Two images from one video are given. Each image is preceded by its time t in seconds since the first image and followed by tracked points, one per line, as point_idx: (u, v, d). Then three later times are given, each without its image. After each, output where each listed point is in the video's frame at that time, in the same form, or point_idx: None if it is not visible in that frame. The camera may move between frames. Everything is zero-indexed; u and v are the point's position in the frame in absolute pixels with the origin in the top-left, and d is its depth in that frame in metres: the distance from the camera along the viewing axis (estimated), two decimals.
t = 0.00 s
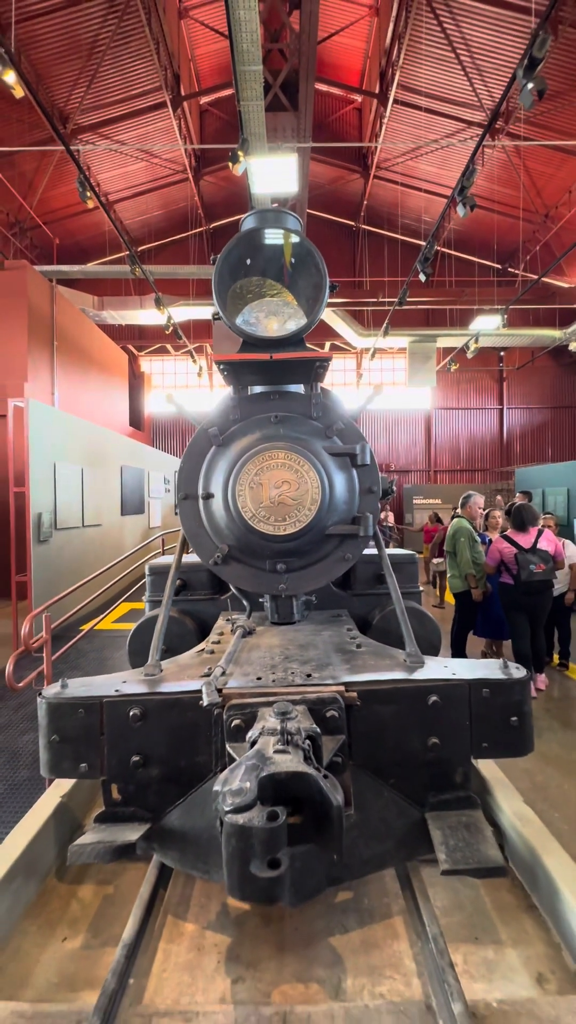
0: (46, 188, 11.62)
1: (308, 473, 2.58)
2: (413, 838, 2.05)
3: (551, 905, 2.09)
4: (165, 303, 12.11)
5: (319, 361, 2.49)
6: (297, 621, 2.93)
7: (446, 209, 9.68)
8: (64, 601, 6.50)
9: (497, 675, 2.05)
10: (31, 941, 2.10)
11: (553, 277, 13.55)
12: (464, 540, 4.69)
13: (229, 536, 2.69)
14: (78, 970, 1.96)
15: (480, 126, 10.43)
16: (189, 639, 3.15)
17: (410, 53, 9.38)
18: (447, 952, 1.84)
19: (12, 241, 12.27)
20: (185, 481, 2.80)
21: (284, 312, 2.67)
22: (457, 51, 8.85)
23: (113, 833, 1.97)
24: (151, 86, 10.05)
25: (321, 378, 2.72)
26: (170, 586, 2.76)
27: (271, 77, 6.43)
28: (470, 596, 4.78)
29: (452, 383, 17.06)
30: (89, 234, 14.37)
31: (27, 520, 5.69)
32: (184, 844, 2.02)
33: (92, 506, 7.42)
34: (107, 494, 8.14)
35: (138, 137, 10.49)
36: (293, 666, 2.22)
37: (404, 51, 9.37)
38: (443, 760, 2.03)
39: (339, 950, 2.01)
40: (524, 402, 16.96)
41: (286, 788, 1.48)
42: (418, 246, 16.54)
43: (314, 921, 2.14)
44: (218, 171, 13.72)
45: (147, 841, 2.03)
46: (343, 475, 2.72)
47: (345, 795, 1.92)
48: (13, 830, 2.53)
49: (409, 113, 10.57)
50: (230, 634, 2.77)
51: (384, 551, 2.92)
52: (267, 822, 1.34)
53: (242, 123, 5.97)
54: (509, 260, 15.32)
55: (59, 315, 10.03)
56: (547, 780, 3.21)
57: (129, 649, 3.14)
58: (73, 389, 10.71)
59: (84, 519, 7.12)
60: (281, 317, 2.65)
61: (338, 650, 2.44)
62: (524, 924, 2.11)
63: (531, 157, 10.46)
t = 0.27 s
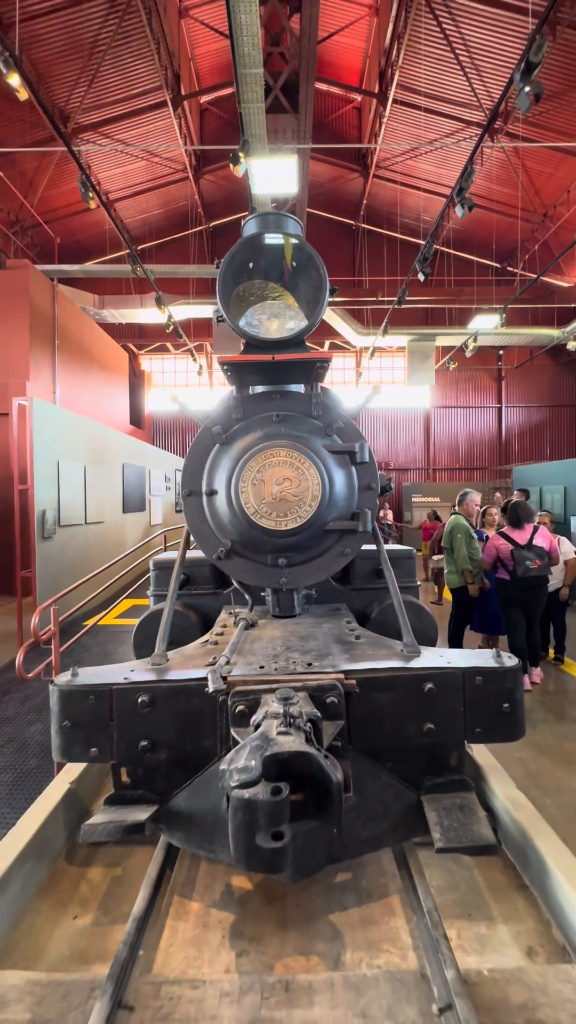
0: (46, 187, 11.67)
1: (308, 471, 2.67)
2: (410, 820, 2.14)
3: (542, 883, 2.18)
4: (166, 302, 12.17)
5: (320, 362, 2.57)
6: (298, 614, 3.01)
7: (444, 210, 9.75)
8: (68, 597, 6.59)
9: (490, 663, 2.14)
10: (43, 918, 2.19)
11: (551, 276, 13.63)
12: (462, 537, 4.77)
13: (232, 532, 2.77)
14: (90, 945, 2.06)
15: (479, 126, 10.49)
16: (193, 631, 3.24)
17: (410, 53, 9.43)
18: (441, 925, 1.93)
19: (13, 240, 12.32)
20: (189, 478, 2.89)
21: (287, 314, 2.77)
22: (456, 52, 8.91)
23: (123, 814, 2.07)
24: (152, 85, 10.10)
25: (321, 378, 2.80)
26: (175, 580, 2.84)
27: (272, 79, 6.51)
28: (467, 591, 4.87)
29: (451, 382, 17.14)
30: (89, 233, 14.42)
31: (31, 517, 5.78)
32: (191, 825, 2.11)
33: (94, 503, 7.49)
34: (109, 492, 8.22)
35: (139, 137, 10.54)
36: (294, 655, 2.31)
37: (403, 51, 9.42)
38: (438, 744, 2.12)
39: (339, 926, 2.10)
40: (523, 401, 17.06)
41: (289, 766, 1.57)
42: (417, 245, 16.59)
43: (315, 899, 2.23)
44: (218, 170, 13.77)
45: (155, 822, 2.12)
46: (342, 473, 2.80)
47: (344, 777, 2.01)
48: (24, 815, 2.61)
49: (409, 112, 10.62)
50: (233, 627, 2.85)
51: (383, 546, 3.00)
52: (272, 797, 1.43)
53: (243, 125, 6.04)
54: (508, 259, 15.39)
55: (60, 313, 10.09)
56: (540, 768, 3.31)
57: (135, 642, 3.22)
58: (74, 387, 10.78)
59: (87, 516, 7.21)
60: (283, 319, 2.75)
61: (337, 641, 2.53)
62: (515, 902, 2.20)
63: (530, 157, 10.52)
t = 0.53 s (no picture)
0: (50, 188, 11.75)
1: (310, 470, 2.76)
2: (408, 806, 2.22)
3: (535, 866, 2.27)
4: (168, 302, 12.26)
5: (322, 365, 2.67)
6: (300, 609, 3.10)
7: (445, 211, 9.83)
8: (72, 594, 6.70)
9: (485, 654, 2.23)
10: (56, 899, 2.29)
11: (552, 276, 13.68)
12: (460, 535, 4.85)
13: (236, 529, 2.86)
14: (101, 924, 2.15)
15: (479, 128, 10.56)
16: (198, 626, 3.33)
17: (411, 56, 9.52)
18: (436, 902, 2.01)
19: (16, 241, 12.43)
20: (195, 477, 2.98)
21: (289, 318, 2.90)
22: (457, 54, 8.98)
23: (133, 799, 2.16)
24: (154, 86, 10.17)
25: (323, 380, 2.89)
26: (181, 576, 2.93)
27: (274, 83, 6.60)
28: (465, 589, 4.96)
29: (452, 381, 17.21)
30: (92, 233, 14.51)
31: (38, 515, 5.89)
32: (197, 809, 2.19)
33: (99, 502, 7.59)
34: (113, 491, 8.32)
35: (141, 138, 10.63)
36: (297, 647, 2.40)
37: (404, 54, 9.50)
38: (434, 733, 2.21)
39: (339, 906, 2.20)
40: (523, 400, 17.13)
41: (292, 750, 1.66)
42: (418, 245, 16.66)
43: (317, 882, 2.32)
44: (220, 171, 13.85)
45: (163, 807, 2.20)
46: (343, 472, 2.90)
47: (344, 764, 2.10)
48: (36, 802, 2.71)
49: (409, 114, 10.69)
50: (237, 621, 2.94)
51: (383, 543, 3.09)
52: (276, 777, 1.53)
53: (246, 129, 6.13)
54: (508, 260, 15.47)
55: (64, 313, 10.19)
56: (536, 760, 3.40)
57: (141, 637, 3.31)
58: (77, 387, 10.87)
59: (92, 515, 7.31)
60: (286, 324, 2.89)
61: (338, 634, 2.62)
62: (510, 886, 2.29)
63: (530, 158, 10.59)
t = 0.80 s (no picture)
0: (52, 189, 11.82)
1: (310, 469, 2.84)
2: (404, 793, 2.31)
3: (526, 852, 2.34)
4: (170, 301, 12.34)
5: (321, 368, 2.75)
6: (300, 605, 3.18)
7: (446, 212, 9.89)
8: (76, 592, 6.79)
9: (479, 648, 2.31)
10: (64, 882, 2.38)
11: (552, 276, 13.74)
12: (458, 533, 4.92)
13: (238, 526, 2.94)
14: (108, 905, 2.24)
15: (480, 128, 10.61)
16: (201, 622, 3.42)
17: (411, 57, 9.57)
18: (430, 884, 2.10)
19: (19, 241, 12.52)
20: (198, 476, 3.06)
21: (290, 322, 3.03)
22: (457, 56, 9.04)
23: (139, 785, 2.25)
24: (156, 88, 10.22)
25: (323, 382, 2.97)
26: (185, 572, 3.02)
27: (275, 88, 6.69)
28: (463, 586, 5.03)
29: (452, 381, 17.28)
30: (93, 233, 14.58)
31: (42, 513, 5.98)
32: (201, 796, 2.28)
33: (102, 500, 7.68)
34: (116, 489, 8.40)
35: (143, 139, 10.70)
36: (297, 641, 2.48)
37: (405, 55, 9.56)
38: (429, 723, 2.30)
39: (338, 890, 2.28)
40: (523, 400, 17.19)
41: (292, 736, 1.74)
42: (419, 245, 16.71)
43: (316, 867, 2.41)
44: (221, 171, 13.91)
45: (168, 795, 2.29)
46: (343, 472, 2.97)
47: (342, 752, 2.18)
48: (44, 790, 2.80)
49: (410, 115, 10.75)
50: (239, 617, 3.02)
51: (381, 540, 3.16)
52: (277, 761, 1.61)
53: (248, 133, 6.21)
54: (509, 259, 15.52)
55: (67, 313, 10.27)
56: (530, 753, 3.48)
57: (145, 632, 3.39)
58: (80, 386, 10.95)
59: (95, 513, 7.39)
60: (287, 327, 3.01)
61: (337, 629, 2.70)
62: (502, 871, 2.38)
63: (530, 158, 10.64)
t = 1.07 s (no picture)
0: (56, 190, 11.89)
1: (310, 470, 2.91)
2: (400, 784, 2.38)
3: (519, 843, 2.40)
4: (172, 302, 12.40)
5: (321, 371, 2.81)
6: (300, 603, 3.25)
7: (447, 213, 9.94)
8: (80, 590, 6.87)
9: (474, 644, 2.37)
10: (70, 870, 2.45)
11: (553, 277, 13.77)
12: (457, 533, 4.98)
13: (240, 526, 3.01)
14: (113, 893, 2.31)
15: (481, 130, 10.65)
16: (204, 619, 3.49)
17: (413, 59, 9.62)
18: (425, 872, 2.16)
19: (23, 243, 12.61)
20: (200, 477, 3.13)
21: (290, 326, 3.12)
22: (459, 59, 9.09)
23: (143, 777, 2.33)
24: (158, 91, 10.29)
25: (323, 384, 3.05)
26: (187, 571, 3.09)
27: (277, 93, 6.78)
28: (462, 585, 5.09)
29: (453, 381, 17.32)
30: (96, 235, 14.66)
31: (47, 513, 6.06)
32: (203, 787, 2.35)
33: (105, 500, 7.76)
34: (119, 489, 8.48)
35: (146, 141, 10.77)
36: (296, 637, 2.54)
37: (406, 57, 9.61)
38: (425, 717, 2.36)
39: (336, 878, 2.35)
40: (525, 400, 17.23)
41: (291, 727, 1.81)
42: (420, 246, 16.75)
43: (315, 857, 2.48)
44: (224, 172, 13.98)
45: (171, 786, 2.36)
46: (342, 472, 3.04)
47: (340, 745, 2.25)
48: (51, 783, 2.88)
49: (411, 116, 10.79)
50: (240, 614, 3.09)
51: (380, 540, 3.23)
52: (277, 750, 1.68)
53: (250, 137, 6.28)
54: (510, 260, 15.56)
55: (70, 315, 10.35)
56: (527, 749, 3.55)
57: (148, 630, 3.47)
58: (83, 387, 11.03)
59: (99, 513, 7.47)
60: (287, 331, 3.10)
61: (336, 626, 2.77)
62: (496, 861, 2.44)
63: (531, 160, 10.68)
